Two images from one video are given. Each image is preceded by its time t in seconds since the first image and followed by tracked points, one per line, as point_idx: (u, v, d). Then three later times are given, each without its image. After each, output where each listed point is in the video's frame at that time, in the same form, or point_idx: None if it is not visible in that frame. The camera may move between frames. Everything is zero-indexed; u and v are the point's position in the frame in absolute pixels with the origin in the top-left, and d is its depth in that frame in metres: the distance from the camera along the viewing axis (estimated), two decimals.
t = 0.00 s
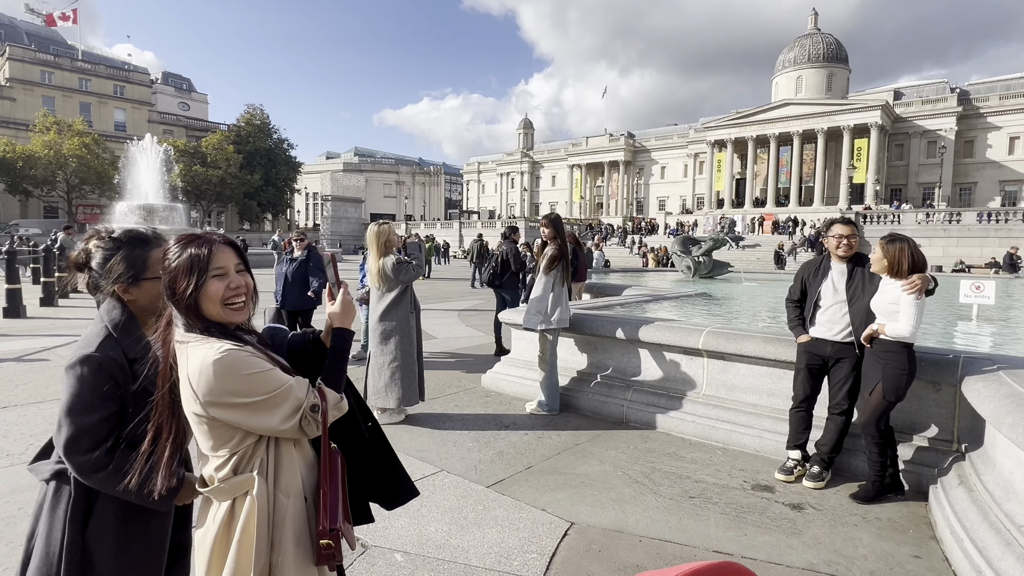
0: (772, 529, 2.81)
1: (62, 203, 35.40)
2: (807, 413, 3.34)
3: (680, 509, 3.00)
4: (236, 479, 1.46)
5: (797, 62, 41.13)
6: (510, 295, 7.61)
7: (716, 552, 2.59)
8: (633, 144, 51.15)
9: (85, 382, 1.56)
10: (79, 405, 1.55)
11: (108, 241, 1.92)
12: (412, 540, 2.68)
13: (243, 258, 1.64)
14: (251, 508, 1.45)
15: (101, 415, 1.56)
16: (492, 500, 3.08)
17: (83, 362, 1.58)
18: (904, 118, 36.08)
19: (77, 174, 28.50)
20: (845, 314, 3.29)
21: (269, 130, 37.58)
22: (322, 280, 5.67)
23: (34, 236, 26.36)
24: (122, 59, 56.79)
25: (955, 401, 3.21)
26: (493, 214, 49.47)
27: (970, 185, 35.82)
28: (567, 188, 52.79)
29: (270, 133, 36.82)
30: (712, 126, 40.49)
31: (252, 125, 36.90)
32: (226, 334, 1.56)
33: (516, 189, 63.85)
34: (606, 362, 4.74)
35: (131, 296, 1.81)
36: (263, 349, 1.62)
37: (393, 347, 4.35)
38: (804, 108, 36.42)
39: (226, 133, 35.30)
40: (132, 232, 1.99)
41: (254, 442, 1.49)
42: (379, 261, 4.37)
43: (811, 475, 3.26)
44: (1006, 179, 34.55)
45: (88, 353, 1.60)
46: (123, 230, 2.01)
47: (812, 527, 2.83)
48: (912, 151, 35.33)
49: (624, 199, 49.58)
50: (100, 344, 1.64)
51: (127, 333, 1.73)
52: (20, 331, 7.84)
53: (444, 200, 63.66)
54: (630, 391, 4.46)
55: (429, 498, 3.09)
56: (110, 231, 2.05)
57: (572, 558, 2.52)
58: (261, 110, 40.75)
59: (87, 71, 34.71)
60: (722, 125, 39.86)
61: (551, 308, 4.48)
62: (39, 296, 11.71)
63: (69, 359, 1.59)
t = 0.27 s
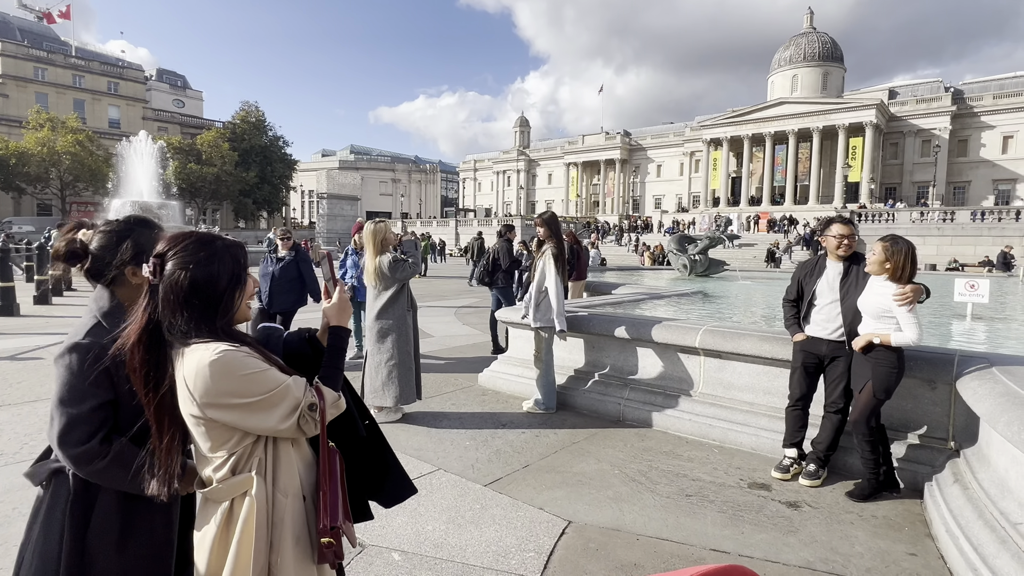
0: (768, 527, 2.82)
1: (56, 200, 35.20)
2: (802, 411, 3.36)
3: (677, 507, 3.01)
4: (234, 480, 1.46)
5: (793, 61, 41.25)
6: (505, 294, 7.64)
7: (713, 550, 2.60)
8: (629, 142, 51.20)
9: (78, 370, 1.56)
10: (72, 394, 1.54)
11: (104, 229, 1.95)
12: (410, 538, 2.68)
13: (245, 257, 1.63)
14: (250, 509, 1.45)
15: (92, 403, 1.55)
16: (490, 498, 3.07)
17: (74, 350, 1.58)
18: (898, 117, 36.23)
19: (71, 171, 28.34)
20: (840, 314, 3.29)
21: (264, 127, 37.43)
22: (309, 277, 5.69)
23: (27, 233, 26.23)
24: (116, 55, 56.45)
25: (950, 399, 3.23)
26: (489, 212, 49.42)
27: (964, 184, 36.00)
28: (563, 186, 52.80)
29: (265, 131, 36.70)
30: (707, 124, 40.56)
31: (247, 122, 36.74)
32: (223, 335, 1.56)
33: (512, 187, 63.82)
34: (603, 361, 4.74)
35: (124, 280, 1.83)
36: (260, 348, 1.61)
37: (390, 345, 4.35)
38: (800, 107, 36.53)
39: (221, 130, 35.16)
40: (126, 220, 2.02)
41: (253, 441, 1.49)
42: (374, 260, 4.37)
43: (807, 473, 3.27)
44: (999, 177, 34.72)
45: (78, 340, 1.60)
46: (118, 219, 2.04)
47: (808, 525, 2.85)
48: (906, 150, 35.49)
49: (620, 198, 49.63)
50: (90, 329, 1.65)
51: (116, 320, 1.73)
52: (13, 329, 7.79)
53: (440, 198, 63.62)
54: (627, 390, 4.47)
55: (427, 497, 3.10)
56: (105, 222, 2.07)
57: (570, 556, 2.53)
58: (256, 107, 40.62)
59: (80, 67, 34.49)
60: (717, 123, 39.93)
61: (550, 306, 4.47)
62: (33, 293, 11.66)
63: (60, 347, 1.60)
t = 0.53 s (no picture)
0: (762, 524, 2.84)
1: (46, 200, 34.89)
2: (794, 410, 3.38)
3: (671, 505, 3.02)
4: (229, 481, 1.45)
5: (785, 62, 41.45)
6: (499, 293, 7.67)
7: (706, 547, 2.61)
8: (623, 142, 51.31)
9: (76, 364, 1.58)
10: (73, 387, 1.56)
11: (81, 223, 1.94)
12: (404, 538, 2.67)
13: (238, 259, 1.63)
14: (246, 510, 1.44)
15: (99, 391, 1.57)
16: (484, 497, 3.08)
17: (71, 345, 1.60)
18: (890, 117, 36.47)
19: (61, 170, 28.12)
20: (830, 312, 3.32)
21: (257, 126, 37.25)
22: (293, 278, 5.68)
23: (18, 232, 26.02)
24: (108, 53, 56.03)
25: (940, 397, 3.26)
26: (483, 211, 49.40)
27: (954, 184, 36.29)
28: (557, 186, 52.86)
29: (258, 130, 36.53)
30: (701, 124, 40.71)
31: (240, 121, 36.58)
32: (216, 337, 1.55)
33: (506, 186, 63.79)
34: (598, 360, 4.75)
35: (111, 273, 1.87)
36: (252, 350, 1.61)
37: (385, 344, 4.35)
38: (792, 107, 36.73)
39: (213, 129, 34.97)
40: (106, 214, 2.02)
41: (247, 443, 1.48)
42: (369, 259, 4.36)
43: (799, 471, 3.29)
44: (989, 177, 35.03)
45: (76, 331, 1.63)
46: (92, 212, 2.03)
47: (802, 522, 2.86)
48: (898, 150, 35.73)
49: (614, 197, 49.76)
50: (85, 320, 1.68)
51: (108, 313, 1.75)
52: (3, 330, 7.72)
53: (434, 197, 63.52)
54: (621, 389, 4.49)
55: (421, 495, 3.10)
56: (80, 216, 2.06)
57: (564, 555, 2.53)
58: (248, 106, 40.42)
59: (71, 66, 34.22)
60: (710, 123, 40.09)
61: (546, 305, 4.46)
62: (24, 294, 11.56)
63: (56, 342, 1.62)
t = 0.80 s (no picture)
0: (754, 523, 2.85)
1: (33, 201, 34.49)
2: (783, 409, 3.40)
3: (662, 504, 3.03)
4: (215, 486, 1.44)
5: (775, 63, 41.71)
6: (493, 294, 7.66)
7: (699, 547, 2.63)
8: (615, 142, 51.44)
9: (68, 364, 1.57)
10: (64, 388, 1.55)
11: (57, 223, 1.92)
12: (397, 539, 2.67)
13: (225, 259, 1.62)
14: (233, 515, 1.43)
15: (97, 387, 1.57)
16: (477, 498, 3.08)
17: (64, 346, 1.60)
18: (879, 118, 36.77)
19: (48, 171, 27.80)
20: (818, 311, 3.35)
21: (247, 126, 37.00)
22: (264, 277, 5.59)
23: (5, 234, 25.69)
24: (95, 53, 55.48)
25: (929, 395, 3.29)
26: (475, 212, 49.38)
27: (942, 184, 36.64)
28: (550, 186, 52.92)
29: (248, 130, 36.29)
30: (692, 125, 40.89)
31: (230, 121, 36.32)
32: (203, 339, 1.54)
33: (498, 187, 63.79)
34: (590, 360, 4.76)
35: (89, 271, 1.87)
36: (239, 351, 1.60)
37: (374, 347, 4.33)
38: (782, 108, 36.97)
39: (203, 130, 34.71)
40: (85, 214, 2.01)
41: (234, 447, 1.47)
42: (359, 258, 4.35)
43: (791, 470, 3.32)
44: (976, 177, 35.42)
45: (69, 331, 1.63)
46: (70, 213, 2.01)
47: (792, 520, 2.88)
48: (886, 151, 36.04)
49: (606, 198, 49.88)
50: (72, 323, 1.67)
51: (97, 313, 1.76)
52: None
53: (426, 197, 63.38)
54: (613, 389, 4.50)
55: (414, 497, 3.09)
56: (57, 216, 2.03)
57: (558, 556, 2.54)
58: (239, 106, 40.14)
59: (58, 65, 33.86)
60: (701, 123, 40.27)
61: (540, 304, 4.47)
62: (11, 296, 11.43)
63: (46, 345, 1.61)
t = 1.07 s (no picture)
0: (742, 521, 2.87)
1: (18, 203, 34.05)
2: (771, 407, 3.43)
3: (651, 503, 3.05)
4: (196, 488, 1.43)
5: (762, 65, 42.07)
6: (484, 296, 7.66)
7: (687, 544, 2.64)
8: (604, 144, 51.63)
9: (46, 370, 1.56)
10: (40, 396, 1.54)
11: (27, 226, 1.90)
12: (387, 542, 2.65)
13: (208, 259, 1.61)
14: (214, 516, 1.43)
15: (76, 393, 1.55)
16: (468, 500, 3.07)
17: (41, 352, 1.58)
18: (865, 119, 37.18)
19: (33, 173, 27.47)
20: (804, 310, 3.38)
21: (235, 128, 36.77)
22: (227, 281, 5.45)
23: None
24: (81, 55, 54.93)
25: (913, 393, 3.33)
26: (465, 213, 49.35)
27: (927, 185, 37.10)
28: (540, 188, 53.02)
29: (236, 132, 36.06)
30: (681, 126, 41.15)
31: (218, 123, 36.08)
32: (188, 337, 1.53)
33: (489, 189, 63.79)
34: (580, 361, 4.77)
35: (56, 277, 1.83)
36: (223, 352, 1.58)
37: (358, 351, 4.31)
38: (769, 110, 37.32)
39: (191, 131, 34.44)
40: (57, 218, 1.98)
41: (216, 448, 1.46)
42: (345, 259, 4.35)
43: (779, 468, 3.34)
44: (960, 178, 35.86)
45: (46, 337, 1.61)
46: (44, 216, 1.98)
47: (781, 518, 2.90)
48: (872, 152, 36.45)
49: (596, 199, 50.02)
50: (50, 329, 1.65)
51: (75, 319, 1.74)
52: None
53: (416, 199, 63.25)
54: (604, 389, 4.51)
55: (404, 500, 3.08)
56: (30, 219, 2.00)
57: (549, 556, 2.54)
58: (227, 108, 39.89)
59: (42, 67, 33.49)
60: (690, 125, 40.53)
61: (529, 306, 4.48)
62: None
63: (21, 351, 1.60)
